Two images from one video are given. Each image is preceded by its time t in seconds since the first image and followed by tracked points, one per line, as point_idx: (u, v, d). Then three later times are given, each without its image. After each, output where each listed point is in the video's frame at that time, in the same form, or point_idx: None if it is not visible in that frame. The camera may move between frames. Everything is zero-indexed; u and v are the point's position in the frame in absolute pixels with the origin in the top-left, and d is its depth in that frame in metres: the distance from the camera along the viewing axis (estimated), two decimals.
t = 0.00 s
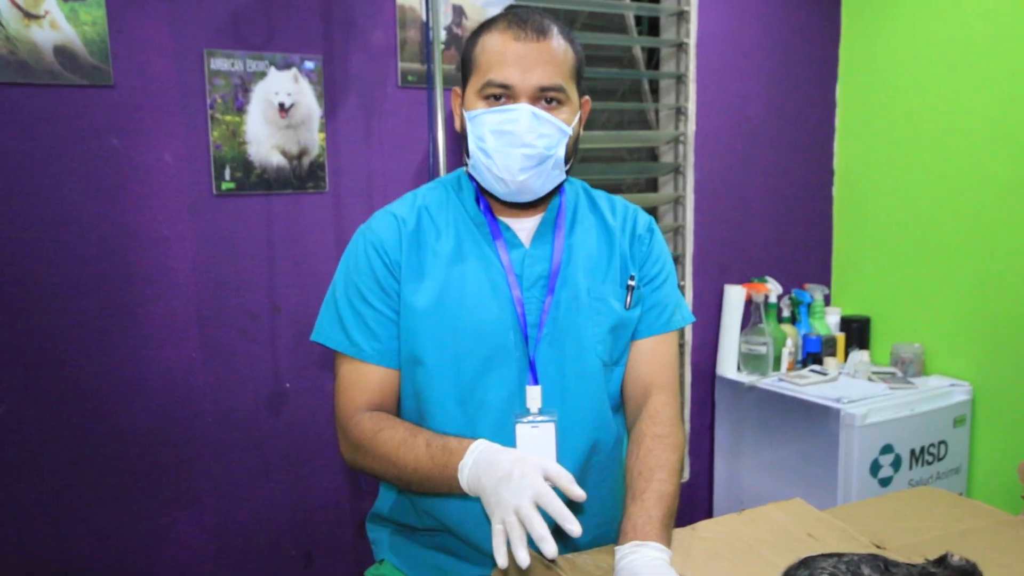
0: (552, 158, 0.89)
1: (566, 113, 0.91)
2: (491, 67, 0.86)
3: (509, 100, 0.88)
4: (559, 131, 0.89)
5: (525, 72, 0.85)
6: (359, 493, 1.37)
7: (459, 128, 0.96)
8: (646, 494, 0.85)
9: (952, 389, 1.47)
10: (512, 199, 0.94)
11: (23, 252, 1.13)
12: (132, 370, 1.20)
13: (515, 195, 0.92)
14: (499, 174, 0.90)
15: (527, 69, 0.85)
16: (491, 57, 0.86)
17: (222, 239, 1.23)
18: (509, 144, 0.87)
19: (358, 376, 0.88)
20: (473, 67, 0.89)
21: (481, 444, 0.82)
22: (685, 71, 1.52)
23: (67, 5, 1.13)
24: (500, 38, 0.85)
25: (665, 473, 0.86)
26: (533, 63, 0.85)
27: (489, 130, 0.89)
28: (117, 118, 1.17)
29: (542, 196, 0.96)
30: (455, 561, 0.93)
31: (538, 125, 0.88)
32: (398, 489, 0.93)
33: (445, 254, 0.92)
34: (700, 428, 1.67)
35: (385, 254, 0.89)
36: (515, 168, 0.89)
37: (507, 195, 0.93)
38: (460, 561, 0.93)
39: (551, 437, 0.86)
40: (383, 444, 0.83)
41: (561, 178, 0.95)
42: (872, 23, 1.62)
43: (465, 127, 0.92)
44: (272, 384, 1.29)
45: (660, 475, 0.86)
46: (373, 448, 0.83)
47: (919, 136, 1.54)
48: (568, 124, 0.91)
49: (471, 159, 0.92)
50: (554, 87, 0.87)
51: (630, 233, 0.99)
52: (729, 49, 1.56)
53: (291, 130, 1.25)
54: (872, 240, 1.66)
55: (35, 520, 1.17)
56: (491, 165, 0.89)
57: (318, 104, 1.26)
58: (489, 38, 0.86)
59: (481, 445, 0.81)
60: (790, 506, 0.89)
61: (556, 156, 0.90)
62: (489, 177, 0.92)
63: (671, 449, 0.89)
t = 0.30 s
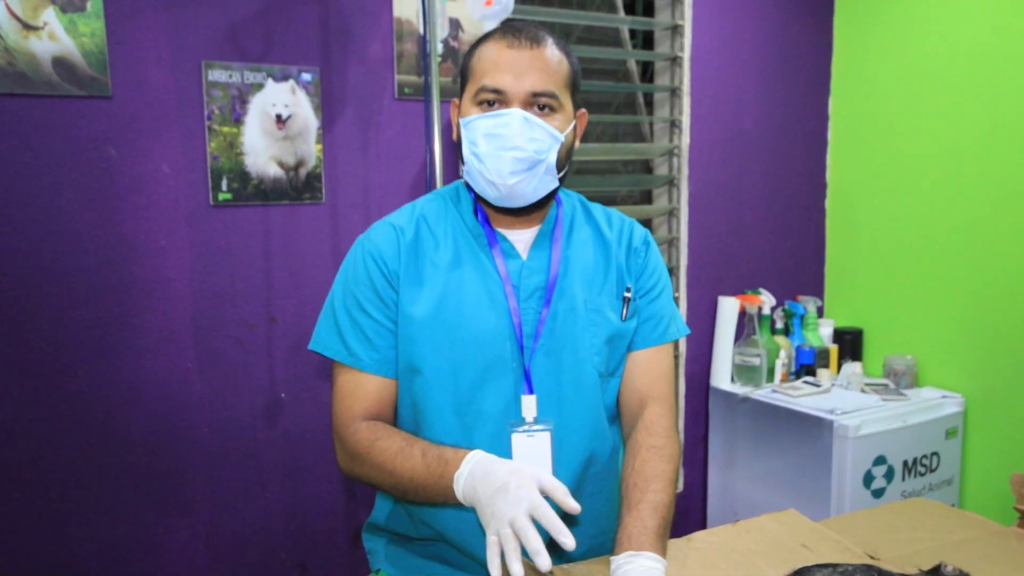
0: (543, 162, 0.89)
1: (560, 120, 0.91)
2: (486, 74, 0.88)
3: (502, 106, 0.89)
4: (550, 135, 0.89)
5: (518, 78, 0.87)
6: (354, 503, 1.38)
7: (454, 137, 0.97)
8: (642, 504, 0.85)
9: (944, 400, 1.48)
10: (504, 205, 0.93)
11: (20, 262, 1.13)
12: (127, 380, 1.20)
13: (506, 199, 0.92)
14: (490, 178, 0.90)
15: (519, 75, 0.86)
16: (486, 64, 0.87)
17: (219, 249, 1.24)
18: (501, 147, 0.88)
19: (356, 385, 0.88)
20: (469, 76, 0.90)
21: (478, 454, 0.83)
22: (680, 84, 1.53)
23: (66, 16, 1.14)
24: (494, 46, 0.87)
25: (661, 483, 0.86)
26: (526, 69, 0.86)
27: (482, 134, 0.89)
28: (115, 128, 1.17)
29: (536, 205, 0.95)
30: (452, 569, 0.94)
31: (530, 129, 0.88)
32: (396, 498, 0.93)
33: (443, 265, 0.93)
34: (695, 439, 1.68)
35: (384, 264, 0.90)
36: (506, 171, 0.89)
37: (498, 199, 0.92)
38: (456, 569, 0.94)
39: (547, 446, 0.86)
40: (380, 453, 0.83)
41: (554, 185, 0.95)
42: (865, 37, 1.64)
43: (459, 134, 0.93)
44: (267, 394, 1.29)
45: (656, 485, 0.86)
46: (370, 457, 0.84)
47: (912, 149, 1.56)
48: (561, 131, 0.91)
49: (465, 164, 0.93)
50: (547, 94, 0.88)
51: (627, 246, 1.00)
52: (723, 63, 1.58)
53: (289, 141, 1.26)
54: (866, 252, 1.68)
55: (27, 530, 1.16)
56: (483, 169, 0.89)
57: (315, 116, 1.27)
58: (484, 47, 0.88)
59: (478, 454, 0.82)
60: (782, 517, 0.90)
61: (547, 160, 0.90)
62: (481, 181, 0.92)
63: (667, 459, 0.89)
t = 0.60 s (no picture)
0: (544, 148, 0.90)
1: (559, 104, 0.92)
2: (483, 62, 0.88)
3: (501, 93, 0.90)
4: (550, 121, 0.90)
5: (516, 65, 0.87)
6: (353, 489, 1.39)
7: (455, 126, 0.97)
8: (639, 485, 0.86)
9: (937, 387, 1.50)
10: (508, 192, 0.95)
11: (20, 247, 1.14)
12: (127, 365, 1.21)
13: (510, 186, 0.93)
14: (493, 165, 0.91)
15: (518, 62, 0.87)
16: (484, 53, 0.88)
17: (218, 235, 1.24)
18: (502, 134, 0.88)
19: (356, 367, 0.89)
20: (467, 64, 0.91)
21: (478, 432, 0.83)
22: (677, 73, 1.54)
23: (64, 2, 1.14)
24: (490, 34, 0.87)
25: (658, 464, 0.87)
26: (525, 56, 0.87)
27: (483, 122, 0.90)
28: (114, 114, 1.18)
29: (537, 190, 0.96)
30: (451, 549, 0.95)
31: (530, 115, 0.89)
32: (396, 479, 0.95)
33: (443, 248, 0.94)
34: (690, 425, 1.69)
35: (384, 247, 0.91)
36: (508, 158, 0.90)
37: (501, 185, 0.93)
38: (455, 550, 0.95)
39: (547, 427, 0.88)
40: (380, 434, 0.84)
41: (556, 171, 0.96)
42: (861, 27, 1.64)
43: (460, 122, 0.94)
44: (267, 380, 1.30)
45: (653, 466, 0.87)
46: (370, 438, 0.85)
47: (907, 138, 1.57)
48: (560, 116, 0.92)
49: (467, 153, 0.94)
50: (546, 79, 0.89)
51: (625, 230, 1.01)
52: (720, 52, 1.59)
53: (287, 128, 1.26)
54: (861, 242, 1.69)
55: (28, 514, 1.17)
56: (485, 156, 0.90)
57: (314, 102, 1.27)
58: (481, 34, 0.88)
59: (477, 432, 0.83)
60: (777, 499, 0.91)
61: (548, 146, 0.91)
62: (484, 169, 0.93)
63: (665, 440, 0.90)
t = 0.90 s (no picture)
0: (544, 147, 0.99)
1: (557, 106, 1.01)
2: (486, 68, 0.98)
3: (504, 96, 0.99)
4: (549, 122, 0.99)
5: (517, 70, 0.96)
6: (363, 468, 1.48)
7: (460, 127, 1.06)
8: (632, 457, 0.95)
9: (907, 369, 1.61)
10: (510, 188, 1.04)
11: (53, 240, 1.22)
12: (152, 351, 1.29)
13: (513, 183, 1.02)
14: (497, 163, 1.00)
15: (518, 67, 0.96)
16: (488, 59, 0.97)
17: (236, 230, 1.33)
18: (505, 135, 0.97)
19: (368, 349, 0.99)
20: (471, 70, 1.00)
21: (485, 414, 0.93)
22: (665, 76, 1.63)
23: (92, 10, 1.23)
24: (493, 41, 0.96)
25: (650, 439, 0.97)
26: (525, 62, 0.96)
27: (487, 124, 0.99)
28: (139, 116, 1.26)
29: (536, 187, 1.06)
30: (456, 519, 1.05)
31: (530, 117, 0.98)
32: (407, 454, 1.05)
33: (449, 239, 1.03)
34: (678, 407, 1.81)
35: (395, 238, 1.00)
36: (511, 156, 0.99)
37: (505, 183, 1.03)
38: (461, 519, 1.05)
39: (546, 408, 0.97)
40: (390, 412, 0.94)
41: (555, 168, 1.05)
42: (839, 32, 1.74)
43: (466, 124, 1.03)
44: (283, 366, 1.39)
45: (645, 441, 0.97)
46: (381, 415, 0.94)
47: (881, 139, 1.67)
48: (558, 116, 1.02)
49: (472, 153, 1.03)
50: (545, 83, 0.99)
51: (619, 223, 1.11)
52: (707, 56, 1.68)
53: (301, 129, 1.35)
54: (839, 235, 1.79)
55: (62, 490, 1.26)
56: (490, 156, 0.99)
57: (326, 105, 1.35)
58: (484, 42, 0.97)
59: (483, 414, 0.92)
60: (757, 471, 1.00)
61: (547, 145, 1.00)
62: (489, 167, 1.02)
63: (656, 417, 1.00)
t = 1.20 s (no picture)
0: (544, 141, 1.20)
1: (545, 107, 1.25)
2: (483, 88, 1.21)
3: (503, 105, 1.20)
4: (543, 119, 1.22)
5: (509, 80, 1.20)
6: (378, 439, 1.70)
7: (466, 147, 1.26)
8: (612, 425, 1.18)
9: (843, 352, 1.89)
10: (522, 180, 1.23)
11: (111, 241, 1.42)
12: (196, 338, 1.49)
13: (524, 175, 1.22)
14: (509, 162, 1.19)
15: (509, 79, 1.20)
16: (482, 78, 1.20)
17: (268, 233, 1.53)
18: (511, 136, 1.17)
19: (384, 333, 1.20)
20: (470, 91, 1.22)
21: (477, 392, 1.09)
22: (638, 100, 1.87)
23: (143, 43, 1.43)
24: (483, 66, 1.20)
25: (627, 411, 1.20)
26: (513, 74, 1.20)
27: (493, 133, 1.19)
28: (184, 135, 1.46)
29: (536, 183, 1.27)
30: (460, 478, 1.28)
31: (529, 116, 1.20)
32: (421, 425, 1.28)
33: (457, 241, 1.25)
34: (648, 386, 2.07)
35: (411, 240, 1.22)
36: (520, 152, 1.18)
37: (518, 176, 1.22)
38: (465, 478, 1.28)
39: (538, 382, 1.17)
40: (397, 388, 1.13)
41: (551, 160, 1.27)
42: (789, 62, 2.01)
43: (473, 141, 1.22)
44: (308, 351, 1.59)
45: (623, 412, 1.20)
46: (390, 392, 1.14)
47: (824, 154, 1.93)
48: (548, 115, 1.25)
49: (483, 162, 1.22)
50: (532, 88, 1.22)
51: (601, 228, 1.34)
52: (676, 82, 1.93)
53: (324, 146, 1.55)
54: (792, 237, 2.07)
55: (118, 459, 1.44)
56: (502, 156, 1.18)
57: (346, 125, 1.56)
58: (476, 69, 1.21)
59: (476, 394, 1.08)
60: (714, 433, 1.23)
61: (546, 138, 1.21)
62: (502, 167, 1.20)
63: (632, 393, 1.23)
